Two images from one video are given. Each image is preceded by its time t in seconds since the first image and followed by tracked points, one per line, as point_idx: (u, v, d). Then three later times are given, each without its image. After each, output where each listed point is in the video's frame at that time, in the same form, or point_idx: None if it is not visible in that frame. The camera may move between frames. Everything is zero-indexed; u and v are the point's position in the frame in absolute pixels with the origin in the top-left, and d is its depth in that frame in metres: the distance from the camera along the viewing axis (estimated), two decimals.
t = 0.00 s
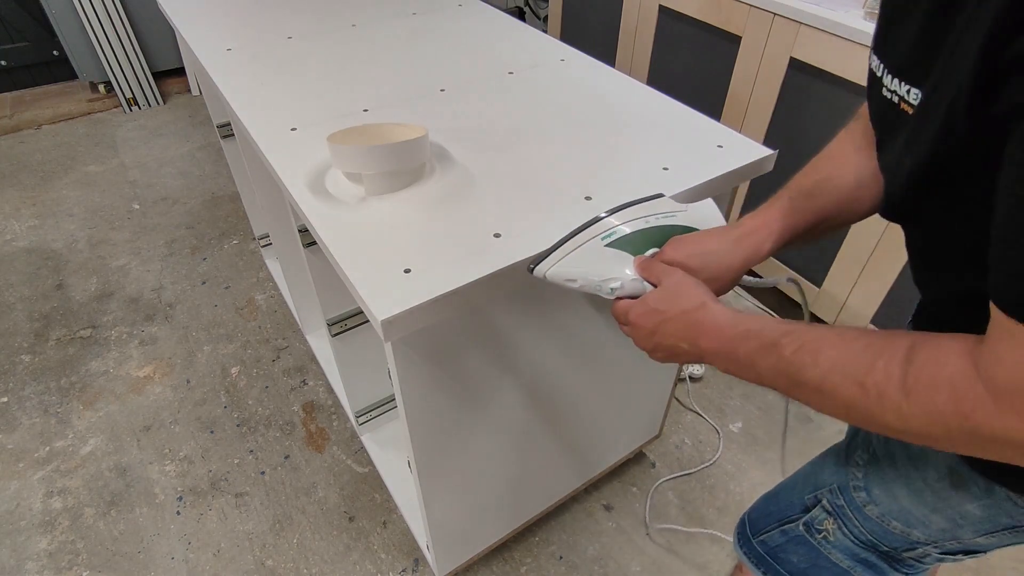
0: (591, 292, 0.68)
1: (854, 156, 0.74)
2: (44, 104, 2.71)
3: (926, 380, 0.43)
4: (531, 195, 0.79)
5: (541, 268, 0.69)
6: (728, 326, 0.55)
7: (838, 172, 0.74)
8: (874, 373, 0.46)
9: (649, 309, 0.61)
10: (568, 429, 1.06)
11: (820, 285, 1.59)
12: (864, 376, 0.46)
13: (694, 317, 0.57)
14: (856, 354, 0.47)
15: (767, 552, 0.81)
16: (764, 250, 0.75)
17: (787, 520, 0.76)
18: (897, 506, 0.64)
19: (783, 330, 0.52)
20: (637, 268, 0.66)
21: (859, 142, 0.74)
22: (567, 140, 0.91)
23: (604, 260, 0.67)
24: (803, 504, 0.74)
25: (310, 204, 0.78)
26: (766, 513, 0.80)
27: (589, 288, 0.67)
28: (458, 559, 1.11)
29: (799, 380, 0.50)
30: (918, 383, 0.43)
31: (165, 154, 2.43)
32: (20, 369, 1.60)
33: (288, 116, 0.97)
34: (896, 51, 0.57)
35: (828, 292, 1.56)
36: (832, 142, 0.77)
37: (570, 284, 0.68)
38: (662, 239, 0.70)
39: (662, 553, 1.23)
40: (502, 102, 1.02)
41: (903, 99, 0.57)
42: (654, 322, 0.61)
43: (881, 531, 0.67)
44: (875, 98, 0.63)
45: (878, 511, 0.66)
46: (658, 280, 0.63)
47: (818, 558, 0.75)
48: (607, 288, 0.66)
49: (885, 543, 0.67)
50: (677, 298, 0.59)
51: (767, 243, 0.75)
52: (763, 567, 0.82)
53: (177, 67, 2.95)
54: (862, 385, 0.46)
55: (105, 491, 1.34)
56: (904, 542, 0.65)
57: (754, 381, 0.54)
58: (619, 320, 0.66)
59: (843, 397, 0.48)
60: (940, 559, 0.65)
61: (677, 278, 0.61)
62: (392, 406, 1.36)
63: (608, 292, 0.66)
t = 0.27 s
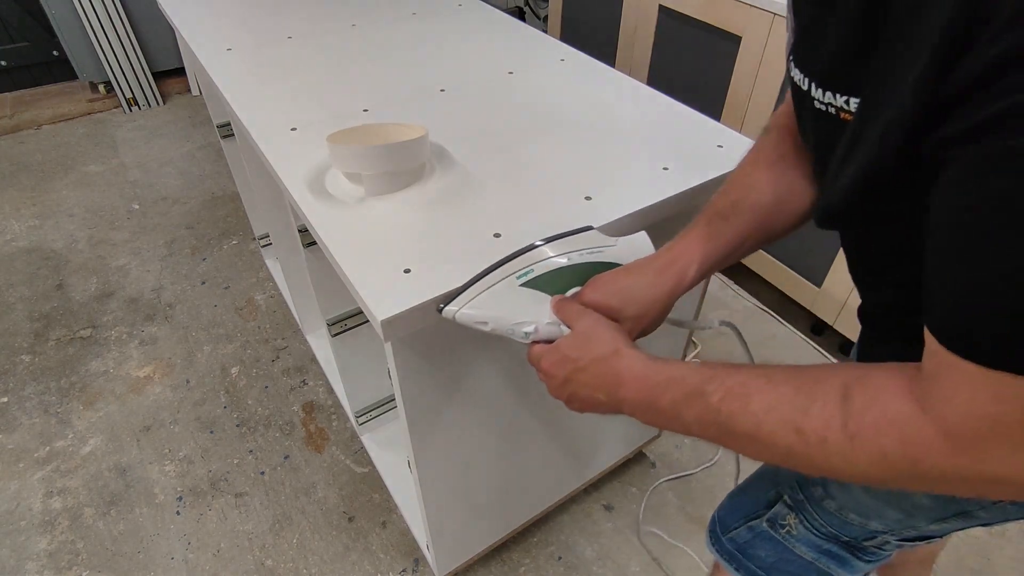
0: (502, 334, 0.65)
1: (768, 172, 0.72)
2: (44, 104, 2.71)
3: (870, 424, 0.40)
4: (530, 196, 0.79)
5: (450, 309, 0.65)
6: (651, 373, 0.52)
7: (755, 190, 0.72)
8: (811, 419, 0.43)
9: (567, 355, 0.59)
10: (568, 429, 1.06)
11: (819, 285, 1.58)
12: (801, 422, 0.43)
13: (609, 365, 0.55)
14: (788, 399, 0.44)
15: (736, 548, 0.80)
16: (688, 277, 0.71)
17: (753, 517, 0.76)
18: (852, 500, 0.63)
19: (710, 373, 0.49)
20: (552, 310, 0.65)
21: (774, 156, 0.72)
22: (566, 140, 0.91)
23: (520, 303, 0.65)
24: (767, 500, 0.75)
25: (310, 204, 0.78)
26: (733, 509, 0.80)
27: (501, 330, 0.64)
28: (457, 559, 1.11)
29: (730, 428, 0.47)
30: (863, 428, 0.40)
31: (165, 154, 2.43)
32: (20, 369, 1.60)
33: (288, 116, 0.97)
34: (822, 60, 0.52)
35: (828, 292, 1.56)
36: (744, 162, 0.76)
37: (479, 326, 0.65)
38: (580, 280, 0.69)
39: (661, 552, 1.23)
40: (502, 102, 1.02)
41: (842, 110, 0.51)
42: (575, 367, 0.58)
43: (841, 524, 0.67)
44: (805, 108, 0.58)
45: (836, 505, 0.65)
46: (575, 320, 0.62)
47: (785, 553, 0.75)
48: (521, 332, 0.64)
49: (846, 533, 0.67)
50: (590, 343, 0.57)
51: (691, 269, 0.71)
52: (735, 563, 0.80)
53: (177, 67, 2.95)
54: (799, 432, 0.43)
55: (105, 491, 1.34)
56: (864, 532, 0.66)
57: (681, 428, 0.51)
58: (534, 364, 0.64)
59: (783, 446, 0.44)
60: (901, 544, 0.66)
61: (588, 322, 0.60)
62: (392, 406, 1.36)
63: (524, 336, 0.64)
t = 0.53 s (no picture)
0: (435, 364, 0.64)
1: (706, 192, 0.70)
2: (44, 104, 2.71)
3: (812, 468, 0.40)
4: (530, 196, 0.79)
5: (385, 335, 0.62)
6: (586, 415, 0.52)
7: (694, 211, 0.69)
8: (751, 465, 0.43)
9: (502, 395, 0.59)
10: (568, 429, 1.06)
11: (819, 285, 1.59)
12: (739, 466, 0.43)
13: (545, 406, 0.55)
14: (725, 444, 0.44)
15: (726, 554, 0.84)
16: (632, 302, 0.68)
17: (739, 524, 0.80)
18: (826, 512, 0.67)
19: (645, 416, 0.49)
20: (488, 342, 0.64)
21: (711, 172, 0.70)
22: (565, 140, 0.91)
23: (459, 332, 0.64)
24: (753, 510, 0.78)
25: (310, 204, 0.78)
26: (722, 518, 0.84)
27: (434, 362, 0.63)
28: (458, 559, 1.11)
29: (668, 470, 0.47)
30: (805, 473, 0.40)
31: (165, 154, 2.43)
32: (20, 369, 1.60)
33: (288, 116, 0.97)
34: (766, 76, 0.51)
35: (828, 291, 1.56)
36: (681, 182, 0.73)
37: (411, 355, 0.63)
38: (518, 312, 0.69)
39: (661, 553, 1.23)
40: (501, 103, 1.02)
41: (795, 127, 0.50)
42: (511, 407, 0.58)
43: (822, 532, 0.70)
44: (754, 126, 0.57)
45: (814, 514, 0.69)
46: (506, 355, 0.62)
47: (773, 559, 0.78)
48: (455, 365, 0.63)
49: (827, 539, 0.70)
50: (524, 383, 0.57)
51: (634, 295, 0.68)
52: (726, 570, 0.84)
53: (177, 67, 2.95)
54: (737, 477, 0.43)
55: (105, 491, 1.34)
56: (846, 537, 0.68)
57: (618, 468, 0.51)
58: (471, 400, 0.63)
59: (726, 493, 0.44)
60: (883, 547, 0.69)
61: (522, 359, 0.60)
62: (392, 406, 1.36)
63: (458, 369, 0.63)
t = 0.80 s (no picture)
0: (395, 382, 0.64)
1: (676, 213, 0.69)
2: (44, 104, 2.71)
3: (769, 492, 0.42)
4: (530, 196, 0.79)
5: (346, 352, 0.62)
6: (544, 438, 0.53)
7: (664, 231, 0.69)
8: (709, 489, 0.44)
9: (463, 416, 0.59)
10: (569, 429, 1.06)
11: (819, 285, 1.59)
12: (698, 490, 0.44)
13: (504, 429, 0.56)
14: (683, 468, 0.46)
15: (725, 559, 0.86)
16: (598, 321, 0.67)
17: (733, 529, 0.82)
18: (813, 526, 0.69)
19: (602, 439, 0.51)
20: (447, 362, 0.63)
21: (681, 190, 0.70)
22: (565, 140, 0.91)
23: (418, 352, 0.63)
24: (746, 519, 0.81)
25: (310, 203, 0.78)
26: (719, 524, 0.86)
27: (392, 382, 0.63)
28: (458, 559, 1.11)
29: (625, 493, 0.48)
30: (763, 497, 0.42)
31: (165, 154, 2.43)
32: (20, 369, 1.60)
33: (289, 116, 0.97)
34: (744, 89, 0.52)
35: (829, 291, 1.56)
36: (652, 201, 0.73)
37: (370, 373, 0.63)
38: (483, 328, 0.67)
39: (660, 552, 1.23)
40: (501, 102, 1.02)
41: (775, 134, 0.51)
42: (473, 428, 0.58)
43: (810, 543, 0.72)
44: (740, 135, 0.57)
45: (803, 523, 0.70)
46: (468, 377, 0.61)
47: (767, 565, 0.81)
48: (412, 387, 0.63)
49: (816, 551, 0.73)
50: (486, 404, 0.58)
51: (600, 313, 0.67)
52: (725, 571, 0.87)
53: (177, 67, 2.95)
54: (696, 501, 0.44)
55: (105, 491, 1.34)
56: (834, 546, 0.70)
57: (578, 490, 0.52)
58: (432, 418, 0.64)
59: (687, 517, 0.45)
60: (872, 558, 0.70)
61: (481, 380, 0.60)
62: (392, 406, 1.36)
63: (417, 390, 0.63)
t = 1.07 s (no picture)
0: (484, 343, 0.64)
1: (750, 180, 0.72)
2: (44, 104, 2.71)
3: (846, 435, 0.42)
4: (530, 196, 0.79)
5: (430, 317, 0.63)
6: (634, 382, 0.53)
7: (739, 197, 0.72)
8: (787, 429, 0.44)
9: (546, 364, 0.58)
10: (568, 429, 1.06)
11: (820, 285, 1.59)
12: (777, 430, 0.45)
13: (593, 374, 0.55)
14: (767, 409, 0.45)
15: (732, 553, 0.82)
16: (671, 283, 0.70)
17: (750, 516, 0.78)
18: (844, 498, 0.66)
19: (686, 382, 0.51)
20: (532, 316, 0.63)
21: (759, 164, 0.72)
22: (565, 140, 0.91)
23: (501, 306, 0.63)
24: (765, 502, 0.77)
25: (310, 204, 0.78)
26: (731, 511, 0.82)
27: (481, 340, 0.63)
28: (457, 559, 1.11)
29: (712, 436, 0.48)
30: (839, 439, 0.42)
31: (165, 154, 2.43)
32: (20, 369, 1.60)
33: (289, 116, 0.97)
34: (807, 67, 0.55)
35: (829, 291, 1.56)
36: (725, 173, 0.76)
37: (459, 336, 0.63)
38: (563, 286, 0.68)
39: (660, 552, 1.23)
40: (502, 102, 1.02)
41: (832, 111, 0.54)
42: (556, 375, 0.58)
43: (834, 526, 0.69)
44: (800, 115, 0.61)
45: (827, 504, 0.68)
46: (551, 328, 0.61)
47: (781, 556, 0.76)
48: (501, 341, 0.62)
49: (839, 535, 0.69)
50: (570, 352, 0.57)
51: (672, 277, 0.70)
52: (734, 561, 0.80)
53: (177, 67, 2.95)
54: (773, 441, 0.45)
55: (105, 491, 1.34)
56: (855, 533, 0.67)
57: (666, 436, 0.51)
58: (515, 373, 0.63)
59: (761, 457, 0.46)
60: (893, 551, 0.68)
61: (570, 329, 0.59)
62: (392, 406, 1.36)
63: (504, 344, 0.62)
